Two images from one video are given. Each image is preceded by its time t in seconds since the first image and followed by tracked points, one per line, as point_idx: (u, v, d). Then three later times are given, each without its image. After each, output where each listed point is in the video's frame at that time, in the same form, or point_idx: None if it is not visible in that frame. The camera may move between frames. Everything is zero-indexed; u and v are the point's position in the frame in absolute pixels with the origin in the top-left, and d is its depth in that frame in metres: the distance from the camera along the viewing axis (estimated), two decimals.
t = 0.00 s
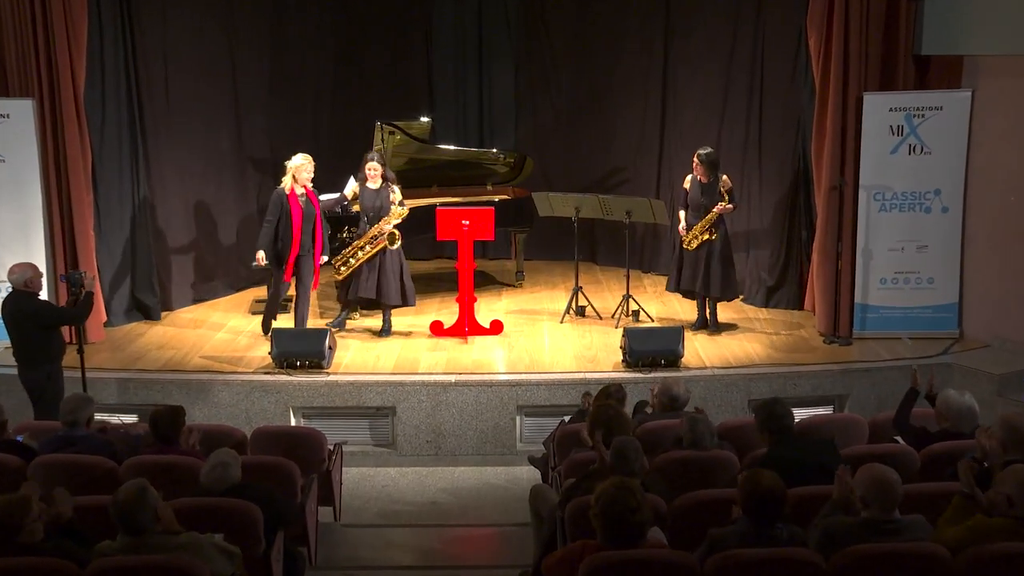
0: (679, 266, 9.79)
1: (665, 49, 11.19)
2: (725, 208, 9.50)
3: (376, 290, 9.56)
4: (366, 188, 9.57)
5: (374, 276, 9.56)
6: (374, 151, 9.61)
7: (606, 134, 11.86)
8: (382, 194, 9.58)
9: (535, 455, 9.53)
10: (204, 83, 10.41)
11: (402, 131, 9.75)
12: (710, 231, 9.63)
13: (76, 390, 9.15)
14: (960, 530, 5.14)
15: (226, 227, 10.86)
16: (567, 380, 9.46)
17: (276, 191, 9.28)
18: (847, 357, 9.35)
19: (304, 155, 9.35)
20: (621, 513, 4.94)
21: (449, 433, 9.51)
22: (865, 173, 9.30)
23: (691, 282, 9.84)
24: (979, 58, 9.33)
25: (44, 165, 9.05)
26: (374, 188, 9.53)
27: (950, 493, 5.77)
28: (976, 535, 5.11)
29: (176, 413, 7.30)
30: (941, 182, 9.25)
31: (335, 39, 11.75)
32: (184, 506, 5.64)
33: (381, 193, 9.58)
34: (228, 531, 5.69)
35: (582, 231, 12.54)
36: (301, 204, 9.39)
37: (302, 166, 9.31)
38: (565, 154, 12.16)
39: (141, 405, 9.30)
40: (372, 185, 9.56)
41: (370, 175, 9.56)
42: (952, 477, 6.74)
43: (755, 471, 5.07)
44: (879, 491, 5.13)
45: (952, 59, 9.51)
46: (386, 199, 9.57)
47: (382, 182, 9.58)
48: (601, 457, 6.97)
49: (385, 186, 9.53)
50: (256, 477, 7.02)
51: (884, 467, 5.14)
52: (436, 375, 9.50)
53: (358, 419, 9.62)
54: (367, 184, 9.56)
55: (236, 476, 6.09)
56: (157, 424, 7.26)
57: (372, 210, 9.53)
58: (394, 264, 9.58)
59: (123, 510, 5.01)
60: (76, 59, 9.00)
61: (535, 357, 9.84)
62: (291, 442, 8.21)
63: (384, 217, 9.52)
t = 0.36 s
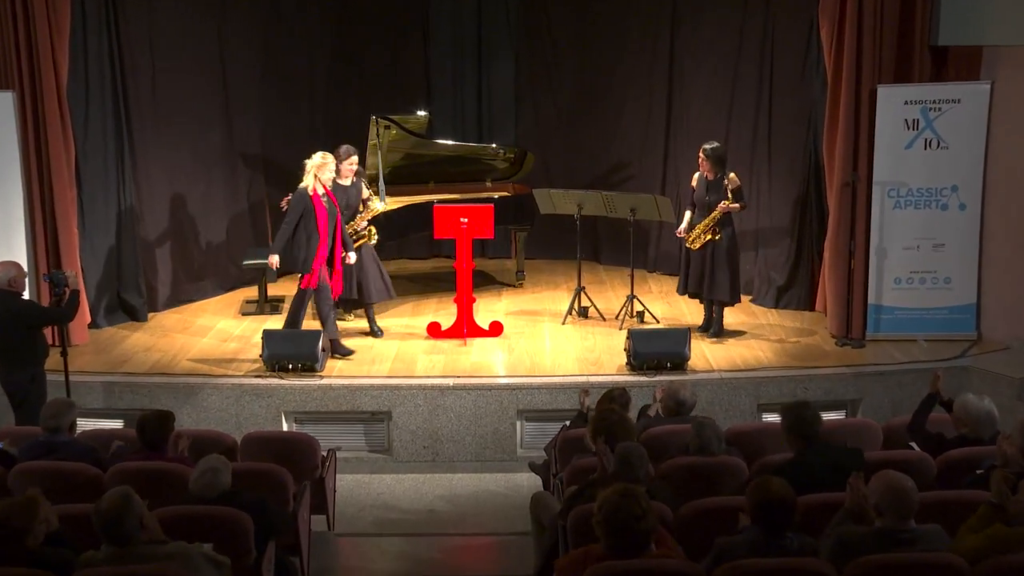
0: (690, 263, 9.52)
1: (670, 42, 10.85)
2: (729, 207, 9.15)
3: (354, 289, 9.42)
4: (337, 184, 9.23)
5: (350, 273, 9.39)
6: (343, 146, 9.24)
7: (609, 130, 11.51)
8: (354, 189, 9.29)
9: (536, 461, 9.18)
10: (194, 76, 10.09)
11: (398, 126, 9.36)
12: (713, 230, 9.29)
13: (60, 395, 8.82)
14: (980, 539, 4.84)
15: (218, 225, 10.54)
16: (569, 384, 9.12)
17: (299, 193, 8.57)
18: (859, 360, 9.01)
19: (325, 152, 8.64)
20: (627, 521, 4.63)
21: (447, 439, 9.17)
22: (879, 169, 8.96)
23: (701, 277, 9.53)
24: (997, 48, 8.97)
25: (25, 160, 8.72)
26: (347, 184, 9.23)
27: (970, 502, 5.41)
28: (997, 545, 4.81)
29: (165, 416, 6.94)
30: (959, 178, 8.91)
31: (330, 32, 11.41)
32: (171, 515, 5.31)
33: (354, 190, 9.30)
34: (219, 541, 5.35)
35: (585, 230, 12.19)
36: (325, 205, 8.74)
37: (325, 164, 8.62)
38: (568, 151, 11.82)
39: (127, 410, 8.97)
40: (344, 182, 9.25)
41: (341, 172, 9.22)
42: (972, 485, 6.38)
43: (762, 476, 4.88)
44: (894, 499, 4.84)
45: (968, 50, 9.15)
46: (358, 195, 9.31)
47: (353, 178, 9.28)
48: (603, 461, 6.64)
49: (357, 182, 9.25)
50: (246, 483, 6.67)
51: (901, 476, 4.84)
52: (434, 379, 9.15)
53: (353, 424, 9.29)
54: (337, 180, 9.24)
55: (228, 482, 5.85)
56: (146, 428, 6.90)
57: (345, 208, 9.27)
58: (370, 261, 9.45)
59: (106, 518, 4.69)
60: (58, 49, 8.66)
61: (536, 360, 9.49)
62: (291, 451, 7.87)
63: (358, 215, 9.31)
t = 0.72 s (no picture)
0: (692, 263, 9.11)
1: (675, 33, 10.50)
2: (731, 205, 8.80)
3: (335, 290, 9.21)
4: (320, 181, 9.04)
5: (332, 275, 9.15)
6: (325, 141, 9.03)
7: (612, 124, 11.17)
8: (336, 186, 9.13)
9: (537, 468, 8.84)
10: (183, 68, 9.77)
11: (393, 119, 9.02)
12: (715, 230, 8.93)
13: (41, 399, 8.47)
14: (1002, 548, 4.57)
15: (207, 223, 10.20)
16: (571, 388, 8.77)
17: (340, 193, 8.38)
18: (872, 363, 8.69)
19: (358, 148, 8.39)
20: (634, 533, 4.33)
21: (444, 445, 8.81)
22: (894, 165, 8.63)
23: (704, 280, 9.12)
24: (1015, 37, 8.61)
25: (5, 153, 8.37)
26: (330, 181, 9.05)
27: (992, 510, 5.08)
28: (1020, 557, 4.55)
29: (151, 420, 6.57)
30: (977, 174, 8.55)
31: (324, 23, 11.06)
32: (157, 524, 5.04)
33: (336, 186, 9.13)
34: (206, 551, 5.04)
35: (588, 228, 11.84)
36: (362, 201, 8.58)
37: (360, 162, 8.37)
38: (570, 147, 11.46)
39: (112, 415, 8.62)
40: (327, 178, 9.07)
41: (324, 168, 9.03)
42: (991, 494, 6.03)
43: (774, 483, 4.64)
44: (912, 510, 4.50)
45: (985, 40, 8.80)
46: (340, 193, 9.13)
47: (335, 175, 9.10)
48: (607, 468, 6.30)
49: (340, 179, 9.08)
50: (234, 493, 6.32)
51: (915, 483, 4.49)
52: (430, 383, 8.81)
53: (347, 430, 8.94)
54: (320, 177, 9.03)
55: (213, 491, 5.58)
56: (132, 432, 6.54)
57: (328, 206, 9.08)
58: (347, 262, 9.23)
59: (93, 528, 4.42)
60: (39, 38, 8.32)
61: (537, 363, 9.14)
62: (282, 458, 7.48)
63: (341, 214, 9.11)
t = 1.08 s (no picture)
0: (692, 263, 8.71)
1: (680, 24, 10.19)
2: (721, 208, 8.45)
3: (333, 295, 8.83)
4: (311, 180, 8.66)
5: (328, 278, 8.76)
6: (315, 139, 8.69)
7: (614, 119, 10.83)
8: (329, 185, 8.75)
9: (538, 475, 8.51)
10: (170, 59, 9.45)
11: (388, 113, 8.70)
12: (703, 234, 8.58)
13: (22, 404, 8.15)
14: None
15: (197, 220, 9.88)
16: (573, 392, 8.45)
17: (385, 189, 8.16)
18: (886, 367, 8.37)
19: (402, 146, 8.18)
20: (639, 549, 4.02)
21: (441, 451, 8.48)
22: (909, 160, 8.32)
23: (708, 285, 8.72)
24: None
25: None
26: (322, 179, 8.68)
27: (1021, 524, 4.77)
28: None
29: (138, 424, 6.28)
30: (996, 169, 8.21)
31: (318, 14, 10.73)
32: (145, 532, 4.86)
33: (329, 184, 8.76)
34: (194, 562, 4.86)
35: (591, 226, 11.52)
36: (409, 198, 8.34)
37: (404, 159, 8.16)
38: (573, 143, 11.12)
39: (96, 420, 8.30)
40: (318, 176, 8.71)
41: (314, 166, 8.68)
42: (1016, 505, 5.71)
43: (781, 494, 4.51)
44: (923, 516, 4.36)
45: (1003, 30, 8.47)
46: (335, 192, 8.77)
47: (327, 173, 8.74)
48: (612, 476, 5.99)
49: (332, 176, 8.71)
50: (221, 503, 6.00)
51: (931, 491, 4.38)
52: (428, 386, 8.48)
53: (341, 436, 8.61)
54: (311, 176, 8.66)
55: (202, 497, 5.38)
56: (115, 439, 6.26)
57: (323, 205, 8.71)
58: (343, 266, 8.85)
59: (78, 537, 4.25)
60: (18, 28, 8.00)
61: (538, 366, 8.81)
62: (273, 473, 7.17)
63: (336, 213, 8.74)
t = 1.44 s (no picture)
0: (684, 263, 8.38)
1: (685, 15, 9.87)
2: (700, 207, 8.12)
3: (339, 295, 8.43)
4: (314, 175, 8.26)
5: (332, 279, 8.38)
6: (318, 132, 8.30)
7: (617, 113, 10.51)
8: (332, 181, 8.34)
9: (539, 482, 8.19)
10: (156, 50, 9.13)
11: (384, 107, 8.39)
12: (680, 233, 8.25)
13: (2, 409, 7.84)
14: None
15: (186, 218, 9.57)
16: (575, 396, 8.12)
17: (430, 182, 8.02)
18: (901, 370, 8.06)
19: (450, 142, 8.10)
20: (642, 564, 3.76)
21: (438, 458, 8.16)
22: (924, 155, 7.99)
23: (708, 286, 8.36)
24: None
25: None
26: (324, 174, 8.27)
27: None
28: None
29: (122, 430, 6.06)
30: (1015, 164, 7.90)
31: (311, 4, 10.40)
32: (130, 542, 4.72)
33: (332, 180, 8.35)
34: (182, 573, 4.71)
35: (594, 224, 11.20)
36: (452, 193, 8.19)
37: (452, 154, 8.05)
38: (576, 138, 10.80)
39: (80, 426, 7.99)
40: (320, 172, 8.30)
41: (317, 161, 8.28)
42: None
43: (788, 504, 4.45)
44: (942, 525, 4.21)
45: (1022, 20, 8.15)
46: (338, 189, 8.37)
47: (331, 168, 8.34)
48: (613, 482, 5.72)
49: (336, 171, 8.30)
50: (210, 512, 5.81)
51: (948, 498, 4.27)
52: (424, 390, 8.16)
53: (334, 442, 8.29)
54: (315, 171, 8.26)
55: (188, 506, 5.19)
56: (98, 445, 6.00)
57: (326, 202, 8.30)
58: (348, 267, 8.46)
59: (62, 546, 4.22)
60: None
61: (539, 369, 8.50)
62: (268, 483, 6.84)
63: (340, 210, 8.34)
